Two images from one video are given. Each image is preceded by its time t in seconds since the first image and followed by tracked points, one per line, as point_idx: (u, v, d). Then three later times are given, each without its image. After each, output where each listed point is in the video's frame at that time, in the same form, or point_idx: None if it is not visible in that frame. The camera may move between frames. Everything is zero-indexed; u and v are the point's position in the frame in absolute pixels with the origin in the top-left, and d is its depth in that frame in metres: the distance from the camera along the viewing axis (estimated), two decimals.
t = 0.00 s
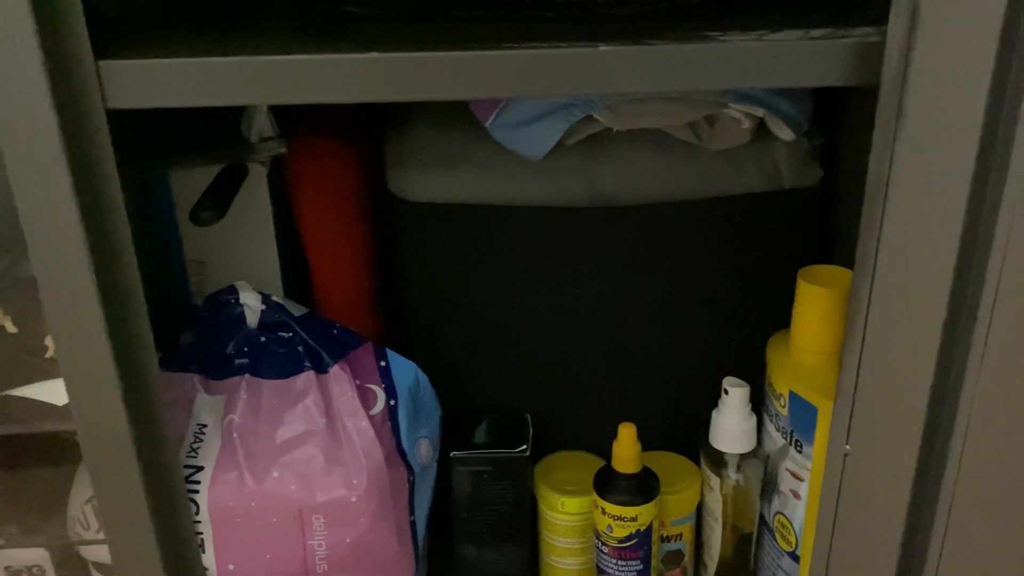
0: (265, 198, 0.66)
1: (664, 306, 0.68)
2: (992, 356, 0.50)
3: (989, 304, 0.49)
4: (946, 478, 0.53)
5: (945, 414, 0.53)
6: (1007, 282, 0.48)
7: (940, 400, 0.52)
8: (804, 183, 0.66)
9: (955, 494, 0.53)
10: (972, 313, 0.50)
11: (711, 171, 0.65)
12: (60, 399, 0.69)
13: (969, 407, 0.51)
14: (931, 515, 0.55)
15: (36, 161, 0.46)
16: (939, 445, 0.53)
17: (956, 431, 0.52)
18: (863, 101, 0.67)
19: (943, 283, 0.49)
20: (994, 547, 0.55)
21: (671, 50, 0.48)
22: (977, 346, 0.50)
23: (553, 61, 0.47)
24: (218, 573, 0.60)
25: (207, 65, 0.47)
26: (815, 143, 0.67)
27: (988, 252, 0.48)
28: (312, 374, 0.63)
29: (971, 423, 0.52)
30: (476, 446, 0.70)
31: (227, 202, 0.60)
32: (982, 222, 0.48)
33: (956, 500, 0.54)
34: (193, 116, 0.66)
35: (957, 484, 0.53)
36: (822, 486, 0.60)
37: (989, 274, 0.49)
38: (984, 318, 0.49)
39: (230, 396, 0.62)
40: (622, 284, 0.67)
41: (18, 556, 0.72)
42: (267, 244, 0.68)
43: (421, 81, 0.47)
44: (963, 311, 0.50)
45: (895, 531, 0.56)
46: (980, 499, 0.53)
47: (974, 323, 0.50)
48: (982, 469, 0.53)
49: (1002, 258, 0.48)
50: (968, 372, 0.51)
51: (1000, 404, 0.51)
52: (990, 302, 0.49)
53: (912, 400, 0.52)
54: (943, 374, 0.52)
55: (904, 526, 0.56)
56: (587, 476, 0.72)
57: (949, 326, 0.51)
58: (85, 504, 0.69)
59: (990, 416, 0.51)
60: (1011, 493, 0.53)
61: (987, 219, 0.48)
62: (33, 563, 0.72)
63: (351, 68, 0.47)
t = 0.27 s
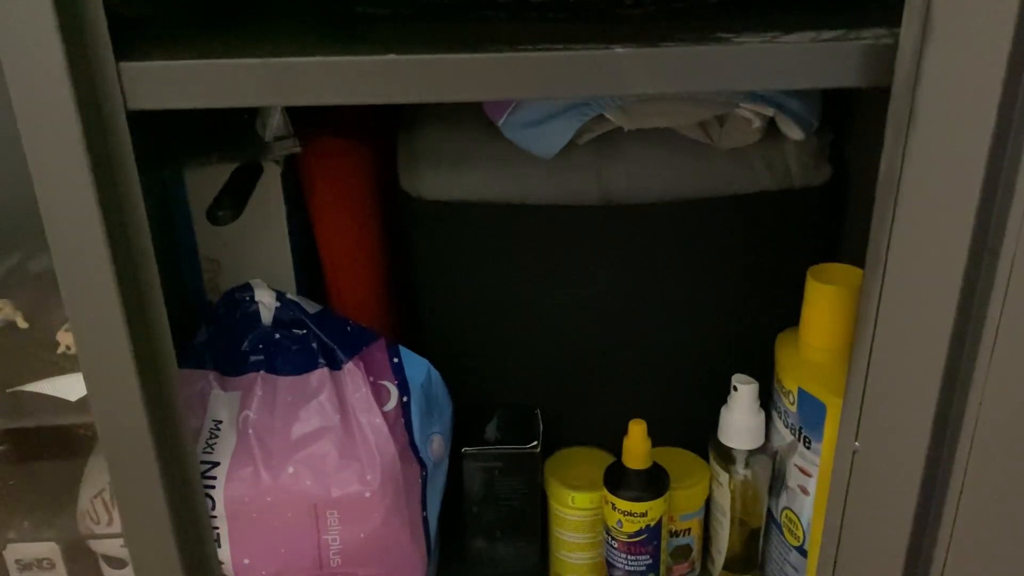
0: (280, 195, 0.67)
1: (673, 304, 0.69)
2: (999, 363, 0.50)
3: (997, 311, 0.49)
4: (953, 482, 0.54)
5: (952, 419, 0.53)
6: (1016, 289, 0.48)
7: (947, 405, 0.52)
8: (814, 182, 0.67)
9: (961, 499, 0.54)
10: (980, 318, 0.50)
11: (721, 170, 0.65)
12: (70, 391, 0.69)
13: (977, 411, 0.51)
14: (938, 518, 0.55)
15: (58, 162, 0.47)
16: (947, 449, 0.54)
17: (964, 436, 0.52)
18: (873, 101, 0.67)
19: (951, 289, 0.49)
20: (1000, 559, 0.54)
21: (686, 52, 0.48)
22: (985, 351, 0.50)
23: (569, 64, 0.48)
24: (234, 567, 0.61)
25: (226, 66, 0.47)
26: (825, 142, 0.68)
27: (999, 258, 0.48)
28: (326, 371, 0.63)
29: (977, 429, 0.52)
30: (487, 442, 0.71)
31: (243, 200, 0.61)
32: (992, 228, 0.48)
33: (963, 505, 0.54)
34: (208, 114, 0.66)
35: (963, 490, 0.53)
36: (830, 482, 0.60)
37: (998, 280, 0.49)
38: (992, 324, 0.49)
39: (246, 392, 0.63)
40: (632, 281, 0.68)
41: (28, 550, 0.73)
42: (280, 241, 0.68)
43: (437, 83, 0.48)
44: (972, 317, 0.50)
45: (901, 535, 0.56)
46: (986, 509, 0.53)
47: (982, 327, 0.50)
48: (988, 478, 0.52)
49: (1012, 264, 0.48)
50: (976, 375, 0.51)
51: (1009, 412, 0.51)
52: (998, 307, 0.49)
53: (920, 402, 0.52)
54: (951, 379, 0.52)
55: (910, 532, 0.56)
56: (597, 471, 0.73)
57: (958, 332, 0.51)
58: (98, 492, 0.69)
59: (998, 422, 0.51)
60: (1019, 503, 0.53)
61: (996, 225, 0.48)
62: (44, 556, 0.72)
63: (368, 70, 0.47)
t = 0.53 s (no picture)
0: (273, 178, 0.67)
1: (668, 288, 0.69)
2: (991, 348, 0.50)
3: (989, 295, 0.49)
4: (945, 467, 0.54)
5: (944, 402, 0.53)
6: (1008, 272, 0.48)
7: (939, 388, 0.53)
8: (808, 165, 0.67)
9: (952, 484, 0.54)
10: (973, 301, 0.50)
11: (715, 154, 0.65)
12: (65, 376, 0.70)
13: (969, 395, 0.51)
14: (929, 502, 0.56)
15: (48, 142, 0.47)
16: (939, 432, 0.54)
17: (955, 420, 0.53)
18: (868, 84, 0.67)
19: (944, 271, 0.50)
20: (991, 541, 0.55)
21: (681, 32, 0.48)
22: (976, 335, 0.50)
23: (563, 43, 0.48)
24: (226, 549, 0.61)
25: (217, 45, 0.47)
26: (820, 125, 0.68)
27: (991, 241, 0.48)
28: (319, 354, 0.63)
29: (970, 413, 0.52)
30: (481, 426, 0.71)
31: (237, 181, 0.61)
32: (985, 211, 0.48)
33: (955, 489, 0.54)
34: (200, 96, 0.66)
35: (955, 473, 0.54)
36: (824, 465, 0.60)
37: (990, 264, 0.49)
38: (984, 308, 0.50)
39: (238, 374, 0.63)
40: (626, 265, 0.68)
41: (26, 535, 0.72)
42: (275, 224, 0.68)
43: (430, 63, 0.48)
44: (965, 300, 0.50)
45: (893, 515, 0.57)
46: (977, 491, 0.54)
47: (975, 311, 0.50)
48: (979, 460, 0.53)
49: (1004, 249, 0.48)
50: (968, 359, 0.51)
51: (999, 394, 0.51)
52: (992, 286, 0.49)
53: (913, 384, 0.53)
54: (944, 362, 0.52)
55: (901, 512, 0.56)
56: (590, 455, 0.73)
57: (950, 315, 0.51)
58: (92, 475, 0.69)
59: (989, 406, 0.51)
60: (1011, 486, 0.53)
61: (989, 208, 0.48)
62: (41, 541, 0.72)
63: (362, 49, 0.47)
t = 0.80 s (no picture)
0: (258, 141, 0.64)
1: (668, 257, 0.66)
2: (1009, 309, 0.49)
3: (1008, 255, 0.48)
4: (959, 436, 0.52)
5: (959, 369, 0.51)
6: None
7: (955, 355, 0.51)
8: (813, 129, 0.64)
9: (967, 451, 0.52)
10: (990, 263, 0.48)
11: (718, 117, 0.62)
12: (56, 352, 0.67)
13: (984, 357, 0.50)
14: (942, 472, 0.54)
15: (17, 98, 0.44)
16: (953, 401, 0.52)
17: (970, 386, 0.51)
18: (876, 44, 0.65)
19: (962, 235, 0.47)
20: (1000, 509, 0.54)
21: None
22: (994, 297, 0.49)
23: None
24: (210, 526, 0.59)
25: None
26: (826, 87, 0.65)
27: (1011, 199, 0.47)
28: (306, 323, 0.61)
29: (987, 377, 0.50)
30: (475, 399, 0.68)
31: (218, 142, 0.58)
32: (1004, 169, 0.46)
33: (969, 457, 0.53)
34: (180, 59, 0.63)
35: (970, 439, 0.52)
36: (830, 439, 0.58)
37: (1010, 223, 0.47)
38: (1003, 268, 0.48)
39: (223, 344, 0.60)
40: (625, 234, 0.65)
41: (14, 513, 0.70)
42: (260, 191, 0.66)
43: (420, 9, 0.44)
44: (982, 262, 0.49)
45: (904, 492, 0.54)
46: (991, 458, 0.52)
47: (993, 273, 0.48)
48: (997, 426, 0.51)
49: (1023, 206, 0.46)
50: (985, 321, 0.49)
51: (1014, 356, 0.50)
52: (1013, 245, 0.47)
53: (927, 353, 0.50)
54: (960, 327, 0.50)
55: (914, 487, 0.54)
56: (587, 429, 0.70)
57: (968, 278, 0.49)
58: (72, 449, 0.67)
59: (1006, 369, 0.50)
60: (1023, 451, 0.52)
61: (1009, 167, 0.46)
62: (28, 519, 0.70)
63: None
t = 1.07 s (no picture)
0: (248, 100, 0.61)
1: (677, 224, 0.64)
2: None
3: None
4: (978, 434, 0.48)
5: (980, 363, 0.47)
6: None
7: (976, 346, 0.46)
8: (831, 91, 0.61)
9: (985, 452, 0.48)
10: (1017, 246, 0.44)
11: (731, 76, 0.60)
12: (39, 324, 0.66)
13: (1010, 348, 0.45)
14: (958, 473, 0.50)
15: None
16: (974, 397, 0.48)
17: (991, 382, 0.47)
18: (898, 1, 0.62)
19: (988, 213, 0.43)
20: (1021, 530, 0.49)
21: None
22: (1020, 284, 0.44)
23: None
24: (201, 501, 0.56)
25: None
26: (845, 47, 0.62)
27: None
28: (300, 291, 0.58)
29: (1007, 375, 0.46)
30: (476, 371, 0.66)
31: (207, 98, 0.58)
32: None
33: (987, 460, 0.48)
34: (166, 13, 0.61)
35: (988, 438, 0.48)
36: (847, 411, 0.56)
37: None
38: None
39: (213, 312, 0.58)
40: (631, 199, 0.63)
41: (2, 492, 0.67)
42: (252, 153, 0.63)
43: None
44: (1010, 244, 0.44)
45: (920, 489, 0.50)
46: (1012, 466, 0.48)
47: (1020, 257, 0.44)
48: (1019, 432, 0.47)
49: None
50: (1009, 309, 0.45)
51: None
52: None
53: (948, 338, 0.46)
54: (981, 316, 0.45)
55: (929, 486, 0.50)
56: (592, 402, 0.68)
57: (992, 264, 0.44)
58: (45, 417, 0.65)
59: None
60: None
61: None
62: (19, 498, 0.67)
63: None
